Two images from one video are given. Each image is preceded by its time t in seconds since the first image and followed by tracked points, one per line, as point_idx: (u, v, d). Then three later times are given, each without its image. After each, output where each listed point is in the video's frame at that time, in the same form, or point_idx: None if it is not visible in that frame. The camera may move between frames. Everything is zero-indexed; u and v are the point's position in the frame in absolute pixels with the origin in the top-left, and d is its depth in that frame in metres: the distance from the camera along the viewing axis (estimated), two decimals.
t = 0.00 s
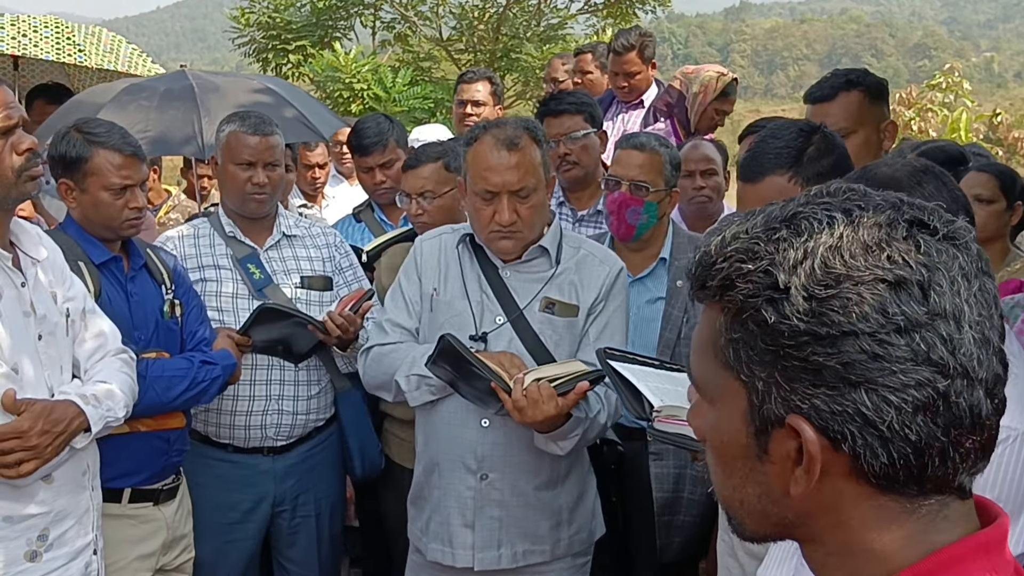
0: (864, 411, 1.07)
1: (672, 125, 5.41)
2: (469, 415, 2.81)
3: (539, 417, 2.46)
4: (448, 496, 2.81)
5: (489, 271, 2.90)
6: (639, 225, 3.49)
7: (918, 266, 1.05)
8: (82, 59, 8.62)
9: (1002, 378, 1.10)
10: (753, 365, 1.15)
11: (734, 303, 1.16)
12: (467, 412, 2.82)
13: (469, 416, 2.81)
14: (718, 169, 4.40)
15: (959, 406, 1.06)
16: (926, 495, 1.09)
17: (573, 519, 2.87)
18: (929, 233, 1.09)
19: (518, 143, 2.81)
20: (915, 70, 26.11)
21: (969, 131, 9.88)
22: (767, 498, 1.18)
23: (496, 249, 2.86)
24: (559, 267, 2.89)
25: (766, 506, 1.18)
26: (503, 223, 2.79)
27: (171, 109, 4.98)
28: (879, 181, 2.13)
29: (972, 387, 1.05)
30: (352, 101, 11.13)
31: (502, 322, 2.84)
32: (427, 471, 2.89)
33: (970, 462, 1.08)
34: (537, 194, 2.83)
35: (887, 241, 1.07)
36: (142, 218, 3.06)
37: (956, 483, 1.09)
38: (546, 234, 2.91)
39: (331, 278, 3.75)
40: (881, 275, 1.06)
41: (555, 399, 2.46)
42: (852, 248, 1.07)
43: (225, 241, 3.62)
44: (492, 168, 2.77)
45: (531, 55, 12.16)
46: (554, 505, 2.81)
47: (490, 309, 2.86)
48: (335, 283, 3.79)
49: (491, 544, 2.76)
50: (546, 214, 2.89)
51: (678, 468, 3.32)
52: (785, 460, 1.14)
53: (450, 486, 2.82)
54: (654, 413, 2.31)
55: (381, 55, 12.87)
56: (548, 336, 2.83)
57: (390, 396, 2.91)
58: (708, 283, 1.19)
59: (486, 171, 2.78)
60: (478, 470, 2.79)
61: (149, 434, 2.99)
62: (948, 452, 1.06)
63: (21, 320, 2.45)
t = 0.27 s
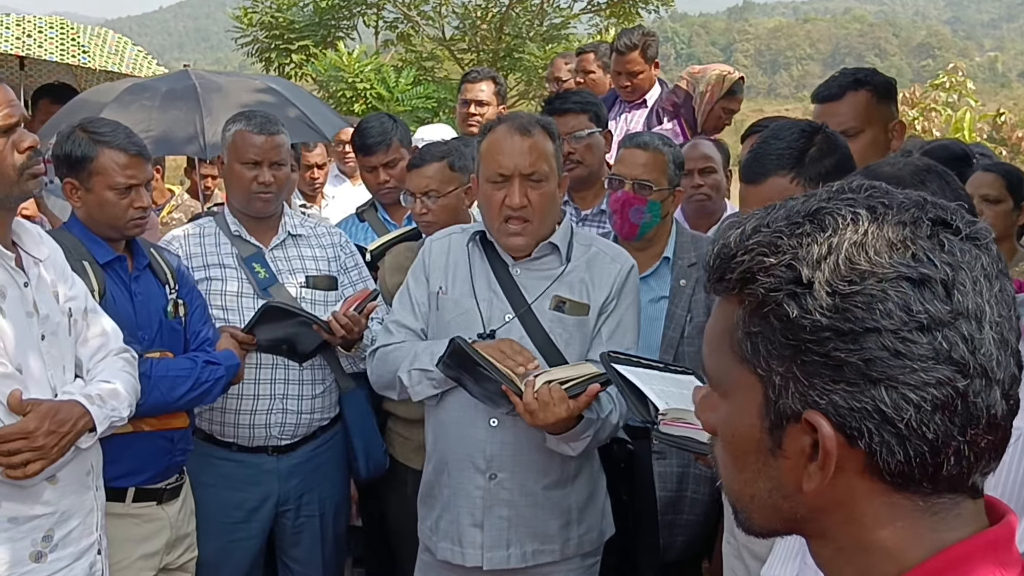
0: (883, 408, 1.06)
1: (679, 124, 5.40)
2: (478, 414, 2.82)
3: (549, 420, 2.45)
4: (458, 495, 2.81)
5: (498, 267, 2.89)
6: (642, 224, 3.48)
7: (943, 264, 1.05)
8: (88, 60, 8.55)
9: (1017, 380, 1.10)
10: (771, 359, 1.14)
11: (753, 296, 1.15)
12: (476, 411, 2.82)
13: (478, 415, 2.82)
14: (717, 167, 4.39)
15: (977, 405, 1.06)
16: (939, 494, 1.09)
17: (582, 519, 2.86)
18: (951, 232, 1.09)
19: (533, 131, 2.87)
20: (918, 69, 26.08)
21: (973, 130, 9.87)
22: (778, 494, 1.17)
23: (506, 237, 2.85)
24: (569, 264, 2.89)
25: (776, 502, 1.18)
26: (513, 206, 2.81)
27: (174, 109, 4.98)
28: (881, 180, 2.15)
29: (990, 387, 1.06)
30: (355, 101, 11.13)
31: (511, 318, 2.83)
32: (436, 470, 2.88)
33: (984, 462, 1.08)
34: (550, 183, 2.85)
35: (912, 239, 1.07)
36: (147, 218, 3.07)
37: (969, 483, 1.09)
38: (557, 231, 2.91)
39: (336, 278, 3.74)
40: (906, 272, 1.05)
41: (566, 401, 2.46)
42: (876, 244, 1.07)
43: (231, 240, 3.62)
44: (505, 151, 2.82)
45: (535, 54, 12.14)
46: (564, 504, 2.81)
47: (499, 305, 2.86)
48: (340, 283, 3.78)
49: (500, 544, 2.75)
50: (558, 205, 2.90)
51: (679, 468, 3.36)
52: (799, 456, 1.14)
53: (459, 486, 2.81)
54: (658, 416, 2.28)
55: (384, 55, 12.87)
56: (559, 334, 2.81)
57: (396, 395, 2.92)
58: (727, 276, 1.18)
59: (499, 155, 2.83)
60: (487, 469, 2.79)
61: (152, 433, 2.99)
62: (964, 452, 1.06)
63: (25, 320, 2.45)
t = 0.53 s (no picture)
0: (884, 405, 1.06)
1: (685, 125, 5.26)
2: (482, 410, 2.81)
3: (572, 433, 2.49)
4: (463, 491, 2.81)
5: (499, 263, 2.89)
6: (644, 222, 3.48)
7: (944, 262, 1.06)
8: (86, 58, 8.59)
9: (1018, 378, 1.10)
10: (772, 356, 1.14)
11: (756, 293, 1.15)
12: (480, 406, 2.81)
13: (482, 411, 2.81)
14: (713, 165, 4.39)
15: (978, 403, 1.06)
16: (939, 491, 1.09)
17: (584, 514, 2.87)
18: (953, 230, 1.10)
19: (532, 119, 2.90)
20: (921, 68, 26.03)
21: (974, 129, 9.85)
22: (779, 491, 1.18)
23: (505, 222, 2.86)
24: (570, 258, 2.90)
25: (778, 499, 1.18)
26: (512, 189, 2.83)
27: (174, 108, 4.99)
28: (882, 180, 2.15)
29: (991, 385, 1.06)
30: (357, 100, 11.14)
31: (513, 313, 2.82)
32: (439, 467, 2.88)
33: (984, 460, 1.08)
34: (549, 169, 2.87)
35: (913, 236, 1.08)
36: (149, 217, 3.07)
37: (969, 481, 1.09)
38: (558, 224, 2.93)
39: (338, 276, 3.75)
40: (908, 270, 1.06)
41: (586, 413, 2.50)
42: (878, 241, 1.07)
43: (233, 239, 3.63)
44: (504, 136, 2.85)
45: (536, 54, 12.13)
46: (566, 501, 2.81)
47: (500, 300, 2.85)
48: (342, 282, 3.79)
49: (503, 540, 2.76)
50: (557, 194, 2.91)
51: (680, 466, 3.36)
52: (800, 453, 1.14)
53: (463, 482, 2.81)
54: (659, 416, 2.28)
55: (385, 54, 12.88)
56: (562, 327, 2.81)
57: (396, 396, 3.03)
58: (730, 273, 1.19)
59: (498, 140, 2.86)
60: (491, 465, 2.79)
61: (154, 432, 3.00)
62: (964, 450, 1.06)
63: (29, 318, 2.45)
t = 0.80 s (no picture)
0: (887, 400, 1.06)
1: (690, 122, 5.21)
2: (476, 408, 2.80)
3: (585, 430, 2.50)
4: (459, 490, 2.81)
5: (488, 260, 2.90)
6: (647, 220, 3.47)
7: (947, 257, 1.06)
8: (85, 55, 8.64)
9: (1022, 374, 1.10)
10: (776, 351, 1.14)
11: (760, 288, 1.15)
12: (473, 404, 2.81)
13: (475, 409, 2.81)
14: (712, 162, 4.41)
15: (980, 399, 1.05)
16: (942, 487, 1.09)
17: (578, 510, 2.89)
18: (956, 226, 1.10)
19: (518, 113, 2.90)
20: (923, 67, 26.01)
21: (976, 128, 9.84)
22: (782, 486, 1.18)
23: (490, 216, 2.86)
24: (559, 254, 2.92)
25: (781, 494, 1.18)
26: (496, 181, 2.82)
27: (176, 106, 4.99)
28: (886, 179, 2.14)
29: (994, 380, 1.05)
30: (358, 99, 11.16)
31: (504, 310, 2.83)
32: (434, 466, 2.88)
33: (987, 456, 1.08)
34: (534, 162, 2.87)
35: (916, 232, 1.08)
36: (151, 215, 3.08)
37: (972, 477, 1.09)
38: (545, 221, 2.95)
39: (341, 275, 3.75)
40: (910, 265, 1.06)
41: (598, 410, 2.52)
42: (881, 237, 1.07)
43: (236, 237, 3.64)
44: (489, 130, 2.86)
45: (538, 53, 12.12)
46: (560, 497, 2.83)
47: (491, 298, 2.85)
48: (345, 281, 3.79)
49: (499, 538, 2.76)
50: (543, 187, 2.91)
51: (682, 463, 3.36)
52: (803, 448, 1.14)
53: (459, 481, 2.81)
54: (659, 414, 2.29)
55: (387, 53, 12.90)
56: (554, 323, 2.83)
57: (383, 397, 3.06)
58: (733, 269, 1.19)
59: (483, 133, 2.87)
60: (485, 463, 2.79)
61: (155, 430, 3.00)
62: (967, 446, 1.06)
63: (32, 315, 2.46)
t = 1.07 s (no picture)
0: (885, 395, 1.06)
1: (693, 122, 5.21)
2: (461, 407, 2.81)
3: (592, 433, 2.54)
4: (445, 490, 2.82)
5: (467, 259, 2.91)
6: (648, 219, 3.47)
7: (946, 253, 1.06)
8: (90, 55, 8.59)
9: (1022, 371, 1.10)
10: (776, 346, 1.15)
11: (760, 284, 1.16)
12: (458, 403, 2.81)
13: (461, 408, 2.81)
14: (712, 161, 4.42)
15: (979, 395, 1.05)
16: (942, 482, 1.09)
17: (564, 506, 2.92)
18: (957, 223, 1.10)
19: (497, 113, 2.94)
20: (925, 67, 25.97)
21: (978, 128, 9.83)
22: (783, 481, 1.18)
23: (468, 214, 2.89)
24: (539, 250, 2.94)
25: (781, 489, 1.18)
26: (474, 180, 2.86)
27: (176, 105, 5.00)
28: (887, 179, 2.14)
29: (994, 376, 1.05)
30: (360, 98, 11.16)
31: (485, 308, 2.85)
32: (419, 466, 2.88)
33: (986, 453, 1.08)
34: (513, 162, 2.90)
35: (916, 228, 1.08)
36: (152, 214, 3.08)
37: (971, 473, 1.09)
38: (524, 218, 2.97)
39: (340, 274, 3.75)
40: (910, 261, 1.06)
41: (604, 413, 2.57)
42: (881, 232, 1.08)
43: (236, 236, 3.65)
44: (468, 129, 2.89)
45: (540, 52, 12.12)
46: (546, 494, 2.85)
47: (472, 297, 2.87)
48: (345, 280, 3.79)
49: (488, 536, 2.78)
50: (520, 187, 2.94)
51: (683, 462, 3.36)
52: (803, 443, 1.14)
53: (446, 481, 2.82)
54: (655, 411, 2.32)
55: (389, 53, 12.91)
56: (536, 320, 2.86)
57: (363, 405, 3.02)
58: (735, 265, 1.19)
59: (463, 132, 2.90)
60: (472, 461, 2.80)
61: (157, 429, 3.01)
62: (966, 442, 1.06)
63: (31, 314, 2.46)
